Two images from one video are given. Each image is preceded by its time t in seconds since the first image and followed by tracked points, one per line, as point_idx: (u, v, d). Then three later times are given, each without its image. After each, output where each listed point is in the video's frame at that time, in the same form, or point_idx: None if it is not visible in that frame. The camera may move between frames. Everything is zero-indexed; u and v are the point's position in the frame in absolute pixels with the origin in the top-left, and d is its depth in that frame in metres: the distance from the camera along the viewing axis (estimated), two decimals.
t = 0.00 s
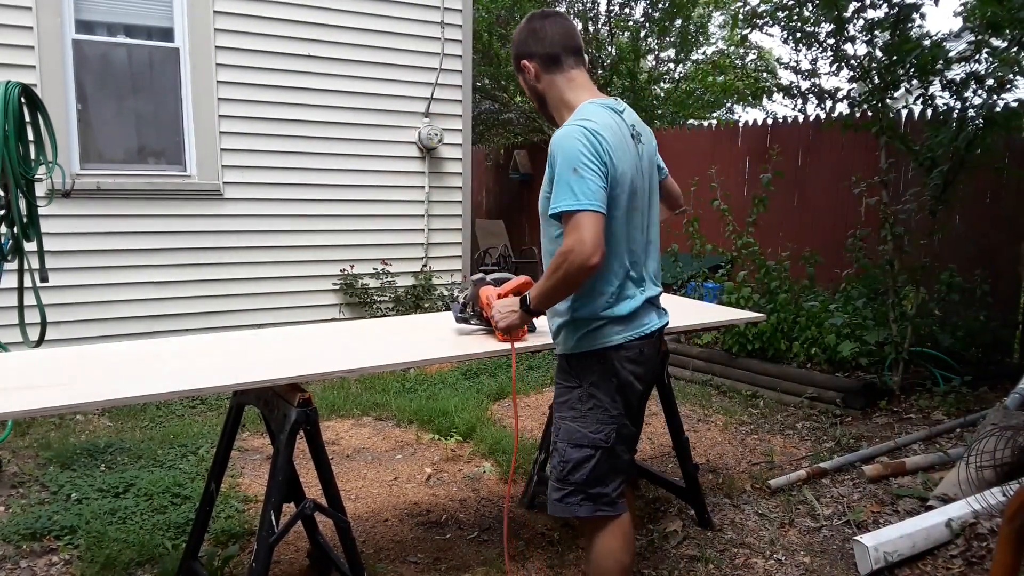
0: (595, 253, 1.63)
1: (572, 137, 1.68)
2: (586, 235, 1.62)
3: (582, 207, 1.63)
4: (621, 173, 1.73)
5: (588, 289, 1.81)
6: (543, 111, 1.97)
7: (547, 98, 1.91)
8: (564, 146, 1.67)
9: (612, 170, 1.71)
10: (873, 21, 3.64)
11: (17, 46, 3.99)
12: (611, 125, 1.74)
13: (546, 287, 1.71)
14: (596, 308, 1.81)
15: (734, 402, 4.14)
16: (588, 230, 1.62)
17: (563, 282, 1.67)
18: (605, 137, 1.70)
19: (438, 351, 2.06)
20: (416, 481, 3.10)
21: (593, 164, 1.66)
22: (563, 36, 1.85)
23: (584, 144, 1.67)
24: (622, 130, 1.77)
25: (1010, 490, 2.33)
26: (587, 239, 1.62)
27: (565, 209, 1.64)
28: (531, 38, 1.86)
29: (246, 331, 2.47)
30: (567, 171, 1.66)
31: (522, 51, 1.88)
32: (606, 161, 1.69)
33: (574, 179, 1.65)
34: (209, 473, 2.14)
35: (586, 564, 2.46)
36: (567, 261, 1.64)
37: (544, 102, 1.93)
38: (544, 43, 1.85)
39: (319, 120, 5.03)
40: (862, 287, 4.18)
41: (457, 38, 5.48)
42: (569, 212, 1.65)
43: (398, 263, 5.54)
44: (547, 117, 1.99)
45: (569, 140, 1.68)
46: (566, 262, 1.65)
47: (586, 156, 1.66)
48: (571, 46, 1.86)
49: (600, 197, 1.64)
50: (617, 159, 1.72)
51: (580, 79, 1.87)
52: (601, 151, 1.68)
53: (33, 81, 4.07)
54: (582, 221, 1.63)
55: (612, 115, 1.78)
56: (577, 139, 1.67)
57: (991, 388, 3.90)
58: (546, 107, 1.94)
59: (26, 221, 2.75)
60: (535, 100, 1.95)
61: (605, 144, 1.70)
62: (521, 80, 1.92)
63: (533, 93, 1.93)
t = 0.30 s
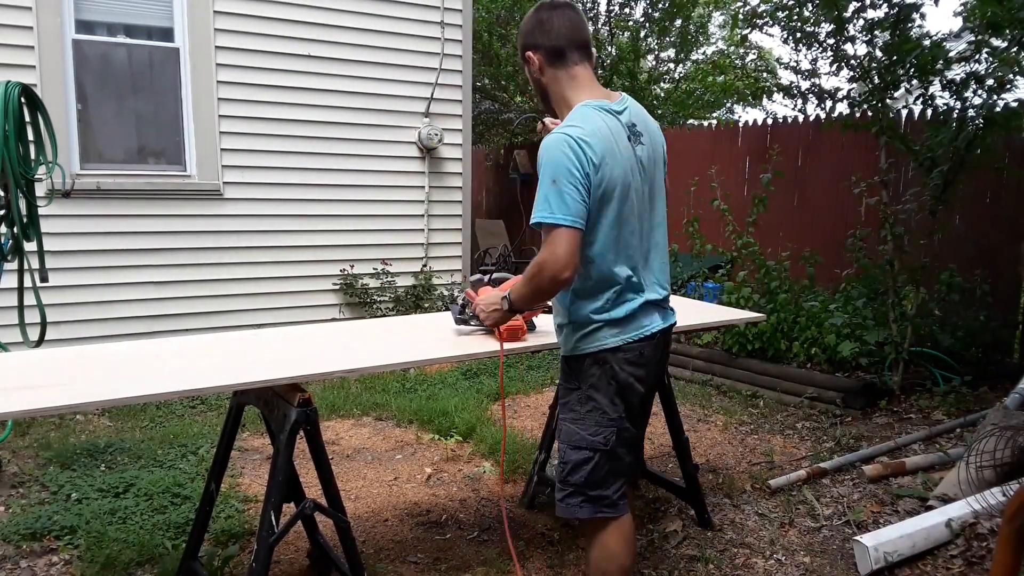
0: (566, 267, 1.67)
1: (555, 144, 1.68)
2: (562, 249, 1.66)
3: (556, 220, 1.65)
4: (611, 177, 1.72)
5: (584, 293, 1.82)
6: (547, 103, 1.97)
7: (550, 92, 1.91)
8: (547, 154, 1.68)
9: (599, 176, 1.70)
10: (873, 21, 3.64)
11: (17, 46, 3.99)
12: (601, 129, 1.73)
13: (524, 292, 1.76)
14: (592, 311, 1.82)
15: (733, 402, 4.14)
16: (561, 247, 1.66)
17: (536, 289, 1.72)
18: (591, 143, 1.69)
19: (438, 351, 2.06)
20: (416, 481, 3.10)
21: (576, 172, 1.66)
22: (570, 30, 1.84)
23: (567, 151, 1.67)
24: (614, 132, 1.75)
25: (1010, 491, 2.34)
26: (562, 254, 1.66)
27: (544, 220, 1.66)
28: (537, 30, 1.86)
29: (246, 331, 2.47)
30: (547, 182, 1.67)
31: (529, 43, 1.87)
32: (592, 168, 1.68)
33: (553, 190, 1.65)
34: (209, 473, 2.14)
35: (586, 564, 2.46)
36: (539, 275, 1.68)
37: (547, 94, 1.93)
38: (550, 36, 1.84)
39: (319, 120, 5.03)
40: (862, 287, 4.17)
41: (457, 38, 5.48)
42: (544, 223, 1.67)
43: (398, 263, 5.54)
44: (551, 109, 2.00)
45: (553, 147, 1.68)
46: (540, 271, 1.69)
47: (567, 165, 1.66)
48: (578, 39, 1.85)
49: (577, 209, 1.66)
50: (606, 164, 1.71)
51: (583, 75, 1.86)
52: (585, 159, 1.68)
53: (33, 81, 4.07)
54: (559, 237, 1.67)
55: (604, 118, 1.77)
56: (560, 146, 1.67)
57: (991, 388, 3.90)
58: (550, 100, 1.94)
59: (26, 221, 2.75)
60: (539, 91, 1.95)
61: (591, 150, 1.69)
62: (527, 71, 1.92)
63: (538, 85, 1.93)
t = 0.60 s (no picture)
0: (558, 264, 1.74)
1: (561, 143, 1.67)
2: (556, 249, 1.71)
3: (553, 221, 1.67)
4: (615, 178, 1.72)
5: (587, 291, 1.82)
6: (551, 102, 1.98)
7: (555, 89, 1.91)
8: (553, 153, 1.68)
9: (603, 176, 1.70)
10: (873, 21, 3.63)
11: (17, 46, 3.99)
12: (609, 129, 1.73)
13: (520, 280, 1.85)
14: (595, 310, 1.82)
15: (734, 402, 4.14)
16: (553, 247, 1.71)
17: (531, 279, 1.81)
18: (597, 143, 1.69)
19: (438, 351, 2.06)
20: (416, 481, 3.10)
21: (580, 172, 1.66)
22: (579, 30, 1.84)
23: (573, 151, 1.67)
24: (622, 133, 1.75)
25: (1010, 491, 2.34)
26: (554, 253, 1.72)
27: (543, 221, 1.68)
28: (545, 27, 1.86)
29: (246, 331, 2.47)
30: (552, 180, 1.67)
31: (536, 39, 1.87)
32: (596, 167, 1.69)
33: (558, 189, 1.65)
34: (209, 473, 2.14)
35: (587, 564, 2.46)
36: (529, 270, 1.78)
37: (552, 92, 1.93)
38: (558, 34, 1.84)
39: (319, 120, 5.03)
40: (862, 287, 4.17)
41: (457, 38, 5.48)
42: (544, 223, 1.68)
43: (398, 263, 5.54)
44: (554, 108, 2.00)
45: (559, 146, 1.68)
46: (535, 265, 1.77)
47: (571, 165, 1.66)
48: (586, 40, 1.86)
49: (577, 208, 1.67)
50: (611, 165, 1.71)
51: (590, 76, 1.87)
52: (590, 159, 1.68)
53: (33, 81, 4.07)
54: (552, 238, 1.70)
55: (611, 117, 1.77)
56: (567, 145, 1.67)
57: (991, 388, 3.90)
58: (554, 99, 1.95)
59: (27, 221, 2.75)
60: (543, 89, 1.95)
61: (597, 151, 1.69)
62: (533, 68, 1.92)
63: (543, 82, 1.93)
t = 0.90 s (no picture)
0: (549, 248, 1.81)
1: (556, 142, 1.71)
2: (546, 239, 1.77)
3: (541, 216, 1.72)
4: (610, 176, 1.73)
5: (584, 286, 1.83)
6: (554, 105, 1.97)
7: (560, 93, 1.91)
8: (548, 152, 1.71)
9: (596, 173, 1.72)
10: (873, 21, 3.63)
11: (17, 46, 3.99)
12: (605, 128, 1.74)
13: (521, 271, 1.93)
14: (591, 304, 1.82)
15: (734, 402, 4.14)
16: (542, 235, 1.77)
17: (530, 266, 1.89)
18: (591, 141, 1.71)
19: (439, 351, 2.06)
20: (416, 481, 3.10)
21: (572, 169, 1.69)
22: (585, 34, 1.85)
23: (566, 149, 1.70)
24: (619, 132, 1.76)
25: (1010, 491, 2.34)
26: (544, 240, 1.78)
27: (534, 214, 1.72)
28: (551, 30, 1.86)
29: (246, 331, 2.47)
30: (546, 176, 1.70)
31: (542, 42, 1.87)
32: (590, 164, 1.71)
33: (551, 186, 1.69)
34: (210, 473, 2.14)
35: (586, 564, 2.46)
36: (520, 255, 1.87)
37: (555, 95, 1.93)
38: (564, 38, 1.84)
39: (319, 120, 5.03)
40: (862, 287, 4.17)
41: (457, 38, 5.48)
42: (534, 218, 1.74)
43: (398, 263, 5.54)
44: (557, 112, 1.99)
45: (552, 144, 1.71)
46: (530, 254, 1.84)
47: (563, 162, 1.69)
48: (591, 46, 1.86)
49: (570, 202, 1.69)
50: (605, 162, 1.72)
51: (594, 80, 1.87)
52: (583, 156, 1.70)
53: (33, 81, 4.07)
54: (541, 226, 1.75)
55: (610, 116, 1.78)
56: (561, 144, 1.70)
57: (991, 388, 3.90)
58: (558, 102, 1.94)
59: (26, 221, 2.75)
60: (546, 91, 1.94)
61: (590, 148, 1.71)
62: (537, 71, 1.92)
63: (547, 85, 1.92)
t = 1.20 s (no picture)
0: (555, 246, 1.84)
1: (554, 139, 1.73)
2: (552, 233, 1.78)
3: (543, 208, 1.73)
4: (608, 171, 1.74)
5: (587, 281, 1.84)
6: (560, 113, 1.98)
7: (566, 99, 1.91)
8: (546, 149, 1.74)
9: (595, 168, 1.73)
10: (873, 21, 3.63)
11: (16, 46, 3.99)
12: (602, 125, 1.76)
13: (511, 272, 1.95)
14: (594, 299, 1.83)
15: (734, 402, 4.13)
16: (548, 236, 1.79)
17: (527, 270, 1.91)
18: (588, 137, 1.73)
19: (438, 351, 2.06)
20: (416, 481, 3.10)
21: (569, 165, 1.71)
22: (591, 42, 1.87)
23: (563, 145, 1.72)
24: (617, 129, 1.77)
25: (1009, 491, 2.34)
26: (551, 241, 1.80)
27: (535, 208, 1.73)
28: (557, 38, 1.87)
29: (246, 331, 2.47)
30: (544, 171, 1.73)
31: (548, 50, 1.89)
32: (588, 160, 1.72)
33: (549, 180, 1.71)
34: (210, 473, 2.14)
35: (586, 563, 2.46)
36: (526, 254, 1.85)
37: (561, 102, 1.94)
38: (570, 44, 1.86)
39: (319, 120, 5.02)
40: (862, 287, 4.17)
41: (457, 38, 5.48)
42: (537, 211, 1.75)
43: (398, 263, 5.54)
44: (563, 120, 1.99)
45: (550, 141, 1.74)
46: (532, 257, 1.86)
47: (561, 158, 1.71)
48: (596, 53, 1.88)
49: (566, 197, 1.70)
50: (603, 158, 1.74)
51: (599, 85, 1.88)
52: (581, 152, 1.72)
53: (33, 81, 4.07)
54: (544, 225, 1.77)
55: (608, 115, 1.79)
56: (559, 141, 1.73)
57: (991, 388, 3.90)
58: (564, 109, 1.95)
59: (26, 221, 2.75)
60: (552, 100, 1.96)
61: (587, 145, 1.72)
62: (543, 79, 1.93)
63: (553, 93, 1.93)
